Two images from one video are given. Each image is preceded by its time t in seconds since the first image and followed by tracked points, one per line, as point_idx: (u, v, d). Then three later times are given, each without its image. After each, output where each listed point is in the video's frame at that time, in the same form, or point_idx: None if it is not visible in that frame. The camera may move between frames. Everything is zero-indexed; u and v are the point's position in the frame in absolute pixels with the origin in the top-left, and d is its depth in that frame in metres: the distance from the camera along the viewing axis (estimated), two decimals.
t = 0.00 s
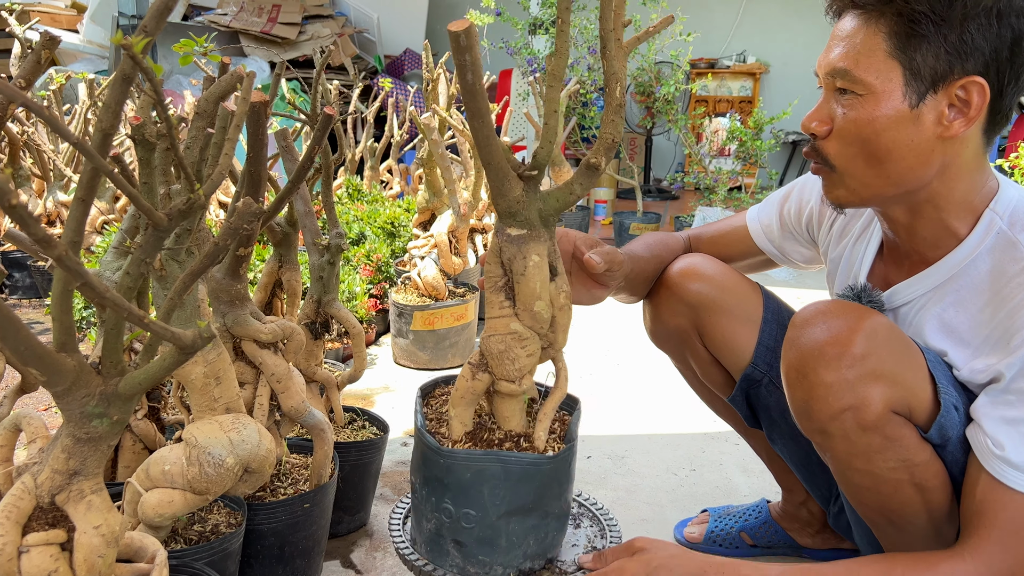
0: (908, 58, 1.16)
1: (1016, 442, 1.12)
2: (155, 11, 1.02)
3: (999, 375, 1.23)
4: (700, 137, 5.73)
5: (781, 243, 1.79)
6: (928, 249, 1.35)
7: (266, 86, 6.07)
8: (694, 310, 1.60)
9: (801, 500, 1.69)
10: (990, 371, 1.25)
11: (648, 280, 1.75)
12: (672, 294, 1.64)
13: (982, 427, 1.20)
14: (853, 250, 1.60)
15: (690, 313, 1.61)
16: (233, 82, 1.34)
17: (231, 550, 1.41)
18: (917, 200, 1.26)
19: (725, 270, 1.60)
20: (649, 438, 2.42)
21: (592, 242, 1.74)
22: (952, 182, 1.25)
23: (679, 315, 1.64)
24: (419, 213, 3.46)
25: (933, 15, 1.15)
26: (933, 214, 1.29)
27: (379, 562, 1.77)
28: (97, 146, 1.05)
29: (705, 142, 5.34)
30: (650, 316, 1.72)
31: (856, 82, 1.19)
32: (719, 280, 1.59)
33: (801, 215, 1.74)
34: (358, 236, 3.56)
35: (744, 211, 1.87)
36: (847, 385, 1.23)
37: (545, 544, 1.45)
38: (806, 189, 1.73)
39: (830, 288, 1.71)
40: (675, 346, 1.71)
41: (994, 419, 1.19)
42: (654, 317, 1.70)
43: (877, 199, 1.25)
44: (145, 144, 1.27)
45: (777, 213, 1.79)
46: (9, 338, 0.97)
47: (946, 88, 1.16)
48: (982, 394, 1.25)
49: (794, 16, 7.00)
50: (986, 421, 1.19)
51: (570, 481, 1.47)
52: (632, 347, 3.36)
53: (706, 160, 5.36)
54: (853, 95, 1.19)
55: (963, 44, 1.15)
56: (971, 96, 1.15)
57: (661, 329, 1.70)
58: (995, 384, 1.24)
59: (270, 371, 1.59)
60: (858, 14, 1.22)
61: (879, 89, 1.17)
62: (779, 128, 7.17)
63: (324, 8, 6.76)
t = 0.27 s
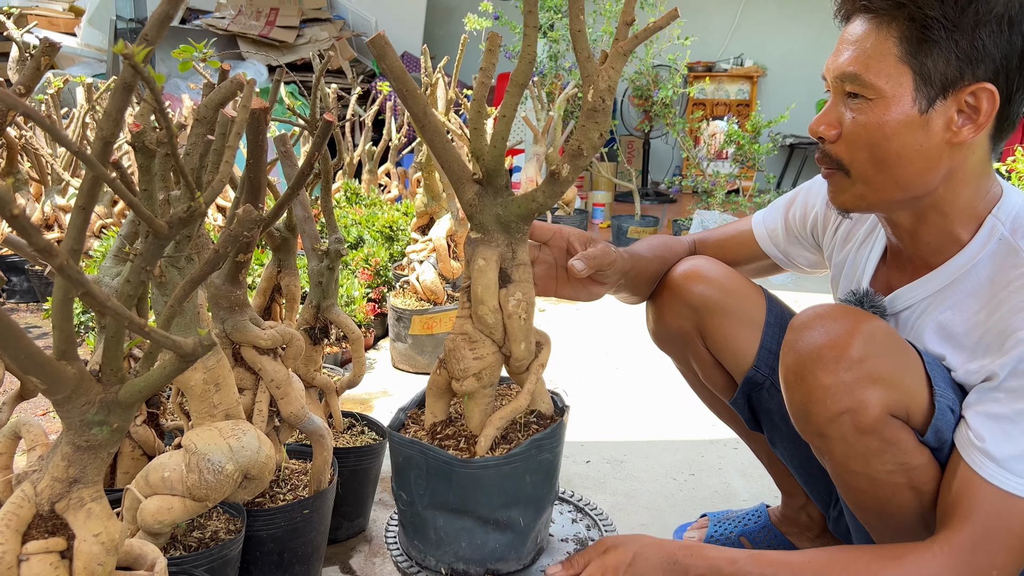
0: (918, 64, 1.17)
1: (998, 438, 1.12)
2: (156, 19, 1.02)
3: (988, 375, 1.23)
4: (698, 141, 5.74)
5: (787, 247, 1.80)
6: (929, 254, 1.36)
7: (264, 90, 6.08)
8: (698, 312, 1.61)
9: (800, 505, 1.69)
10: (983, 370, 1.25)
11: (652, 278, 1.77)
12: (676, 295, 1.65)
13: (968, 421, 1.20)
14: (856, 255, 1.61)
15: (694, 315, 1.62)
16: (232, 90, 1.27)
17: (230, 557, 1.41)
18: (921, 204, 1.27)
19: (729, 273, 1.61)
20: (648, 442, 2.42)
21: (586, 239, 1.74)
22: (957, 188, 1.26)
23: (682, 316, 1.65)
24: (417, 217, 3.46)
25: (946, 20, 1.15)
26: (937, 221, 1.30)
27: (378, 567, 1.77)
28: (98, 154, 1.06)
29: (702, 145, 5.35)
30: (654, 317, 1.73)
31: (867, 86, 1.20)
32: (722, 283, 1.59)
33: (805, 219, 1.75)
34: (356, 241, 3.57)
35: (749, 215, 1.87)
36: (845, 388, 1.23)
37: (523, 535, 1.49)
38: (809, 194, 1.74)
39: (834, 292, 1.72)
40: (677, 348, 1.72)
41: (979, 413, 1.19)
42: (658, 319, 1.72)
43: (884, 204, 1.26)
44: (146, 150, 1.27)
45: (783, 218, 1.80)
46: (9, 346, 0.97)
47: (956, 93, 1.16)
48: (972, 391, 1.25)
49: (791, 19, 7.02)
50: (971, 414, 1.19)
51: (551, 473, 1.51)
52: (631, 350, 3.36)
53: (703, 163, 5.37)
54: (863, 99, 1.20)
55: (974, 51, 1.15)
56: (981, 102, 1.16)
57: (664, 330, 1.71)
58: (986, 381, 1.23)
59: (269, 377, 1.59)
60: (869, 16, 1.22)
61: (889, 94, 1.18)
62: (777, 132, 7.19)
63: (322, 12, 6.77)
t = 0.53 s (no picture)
0: (917, 73, 1.18)
1: (1008, 453, 1.13)
2: (153, 23, 1.03)
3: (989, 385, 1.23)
4: (694, 144, 5.75)
5: (780, 252, 1.81)
6: (922, 260, 1.37)
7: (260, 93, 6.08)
8: (692, 318, 1.62)
9: (796, 509, 1.69)
10: (983, 380, 1.26)
11: (644, 286, 1.79)
12: (670, 301, 1.66)
13: (975, 437, 1.21)
14: (848, 259, 1.61)
15: (688, 322, 1.63)
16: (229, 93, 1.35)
17: (227, 561, 1.40)
18: (915, 212, 1.29)
19: (723, 279, 1.62)
20: (645, 446, 2.42)
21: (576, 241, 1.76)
22: (952, 196, 1.27)
23: (676, 323, 1.66)
24: (414, 221, 3.46)
25: (945, 31, 1.16)
26: (931, 228, 1.32)
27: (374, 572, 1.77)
28: (94, 157, 1.06)
29: (698, 149, 5.36)
30: (648, 324, 1.74)
31: (865, 95, 1.20)
32: (716, 289, 1.60)
33: (798, 224, 1.75)
34: (353, 244, 3.56)
35: (743, 221, 1.88)
36: (843, 393, 1.24)
37: (518, 539, 1.49)
38: (802, 199, 1.74)
39: (826, 297, 1.73)
40: (671, 354, 1.73)
41: (987, 429, 1.20)
42: (651, 326, 1.72)
43: (880, 212, 1.28)
44: (143, 154, 1.27)
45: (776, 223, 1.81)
46: (4, 350, 0.96)
47: (954, 103, 1.18)
48: (974, 403, 1.26)
49: (787, 24, 7.05)
50: (978, 431, 1.20)
51: (546, 478, 1.50)
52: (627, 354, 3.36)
53: (699, 167, 5.38)
54: (861, 108, 1.21)
55: (972, 61, 1.16)
56: (978, 112, 1.18)
57: (658, 337, 1.72)
58: (987, 393, 1.24)
59: (264, 381, 1.59)
60: (866, 25, 1.23)
61: (888, 104, 1.19)
62: (773, 135, 7.21)
63: (318, 16, 6.78)
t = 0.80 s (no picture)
0: (922, 82, 1.18)
1: (987, 452, 1.15)
2: (149, 37, 1.05)
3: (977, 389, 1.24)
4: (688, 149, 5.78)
5: (775, 261, 1.81)
6: (917, 269, 1.38)
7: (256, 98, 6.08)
8: (684, 329, 1.63)
9: (790, 516, 1.70)
10: (973, 385, 1.26)
11: (637, 296, 1.80)
12: (661, 312, 1.67)
13: (959, 439, 1.22)
14: (841, 267, 1.63)
15: (680, 332, 1.64)
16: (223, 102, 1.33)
17: (221, 570, 1.40)
18: (911, 224, 1.29)
19: (715, 290, 1.64)
20: (639, 452, 2.43)
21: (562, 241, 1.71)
22: (948, 207, 1.28)
23: (669, 334, 1.66)
24: (409, 226, 3.47)
25: (951, 42, 1.18)
26: (923, 236, 1.32)
27: None
28: (90, 169, 1.06)
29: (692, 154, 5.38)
30: (640, 335, 1.74)
31: (869, 103, 1.20)
32: (707, 299, 1.62)
33: (792, 231, 1.76)
34: (348, 250, 3.57)
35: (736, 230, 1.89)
36: (835, 402, 1.25)
37: (466, 545, 1.47)
38: (794, 207, 1.75)
39: (819, 305, 1.73)
40: (664, 365, 1.74)
41: (970, 430, 1.21)
42: (643, 336, 1.73)
43: (878, 223, 1.27)
44: (138, 165, 1.28)
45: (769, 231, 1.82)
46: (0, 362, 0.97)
47: (957, 115, 1.19)
48: (963, 407, 1.27)
49: (782, 29, 7.09)
50: (962, 431, 1.22)
51: (501, 491, 1.45)
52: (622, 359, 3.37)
53: (694, 172, 5.40)
54: (864, 117, 1.21)
55: (976, 73, 1.18)
56: (979, 124, 1.19)
57: (650, 348, 1.72)
58: (976, 397, 1.25)
59: (259, 390, 1.60)
60: (870, 34, 1.23)
61: (891, 113, 1.19)
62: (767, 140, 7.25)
63: (313, 21, 6.80)
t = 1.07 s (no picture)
0: (920, 105, 1.23)
1: (985, 480, 1.17)
2: (145, 57, 1.06)
3: (967, 412, 1.28)
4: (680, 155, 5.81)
5: (771, 271, 1.84)
6: (911, 287, 1.44)
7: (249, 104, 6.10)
8: (680, 340, 1.65)
9: (781, 524, 1.72)
10: (962, 406, 1.31)
11: (631, 305, 1.81)
12: (659, 322, 1.68)
13: (953, 463, 1.25)
14: (836, 279, 1.66)
15: (677, 343, 1.66)
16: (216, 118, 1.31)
17: None
18: (907, 241, 1.36)
19: (712, 300, 1.65)
20: (633, 459, 2.45)
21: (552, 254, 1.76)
22: (941, 226, 1.34)
23: (665, 343, 1.68)
24: (403, 234, 3.48)
25: (950, 66, 1.22)
26: (919, 255, 1.39)
27: None
28: (86, 188, 1.08)
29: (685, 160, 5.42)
30: (636, 343, 1.77)
31: (865, 124, 1.25)
32: (704, 310, 1.63)
33: (786, 242, 1.79)
34: (342, 257, 3.58)
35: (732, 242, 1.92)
36: (816, 415, 1.27)
37: (423, 540, 1.56)
38: (790, 218, 1.78)
39: (814, 316, 1.78)
40: (660, 374, 1.77)
41: (964, 454, 1.24)
42: (639, 344, 1.75)
43: (874, 240, 1.34)
44: (133, 181, 1.29)
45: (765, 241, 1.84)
46: None
47: (954, 137, 1.23)
48: (953, 428, 1.30)
49: (773, 35, 7.15)
50: (956, 455, 1.24)
51: (482, 494, 1.50)
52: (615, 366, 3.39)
53: (687, 178, 5.43)
54: (862, 138, 1.26)
55: (974, 96, 1.22)
56: (976, 147, 1.24)
57: (648, 357, 1.75)
58: (965, 419, 1.28)
59: (254, 401, 1.61)
60: (870, 55, 1.28)
61: (889, 134, 1.24)
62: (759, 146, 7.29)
63: (307, 26, 6.81)
